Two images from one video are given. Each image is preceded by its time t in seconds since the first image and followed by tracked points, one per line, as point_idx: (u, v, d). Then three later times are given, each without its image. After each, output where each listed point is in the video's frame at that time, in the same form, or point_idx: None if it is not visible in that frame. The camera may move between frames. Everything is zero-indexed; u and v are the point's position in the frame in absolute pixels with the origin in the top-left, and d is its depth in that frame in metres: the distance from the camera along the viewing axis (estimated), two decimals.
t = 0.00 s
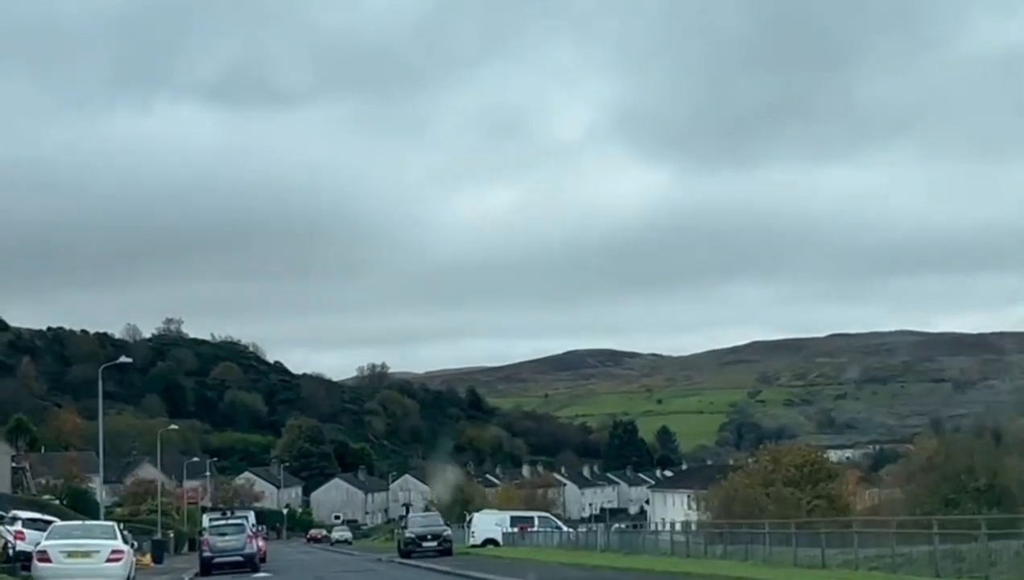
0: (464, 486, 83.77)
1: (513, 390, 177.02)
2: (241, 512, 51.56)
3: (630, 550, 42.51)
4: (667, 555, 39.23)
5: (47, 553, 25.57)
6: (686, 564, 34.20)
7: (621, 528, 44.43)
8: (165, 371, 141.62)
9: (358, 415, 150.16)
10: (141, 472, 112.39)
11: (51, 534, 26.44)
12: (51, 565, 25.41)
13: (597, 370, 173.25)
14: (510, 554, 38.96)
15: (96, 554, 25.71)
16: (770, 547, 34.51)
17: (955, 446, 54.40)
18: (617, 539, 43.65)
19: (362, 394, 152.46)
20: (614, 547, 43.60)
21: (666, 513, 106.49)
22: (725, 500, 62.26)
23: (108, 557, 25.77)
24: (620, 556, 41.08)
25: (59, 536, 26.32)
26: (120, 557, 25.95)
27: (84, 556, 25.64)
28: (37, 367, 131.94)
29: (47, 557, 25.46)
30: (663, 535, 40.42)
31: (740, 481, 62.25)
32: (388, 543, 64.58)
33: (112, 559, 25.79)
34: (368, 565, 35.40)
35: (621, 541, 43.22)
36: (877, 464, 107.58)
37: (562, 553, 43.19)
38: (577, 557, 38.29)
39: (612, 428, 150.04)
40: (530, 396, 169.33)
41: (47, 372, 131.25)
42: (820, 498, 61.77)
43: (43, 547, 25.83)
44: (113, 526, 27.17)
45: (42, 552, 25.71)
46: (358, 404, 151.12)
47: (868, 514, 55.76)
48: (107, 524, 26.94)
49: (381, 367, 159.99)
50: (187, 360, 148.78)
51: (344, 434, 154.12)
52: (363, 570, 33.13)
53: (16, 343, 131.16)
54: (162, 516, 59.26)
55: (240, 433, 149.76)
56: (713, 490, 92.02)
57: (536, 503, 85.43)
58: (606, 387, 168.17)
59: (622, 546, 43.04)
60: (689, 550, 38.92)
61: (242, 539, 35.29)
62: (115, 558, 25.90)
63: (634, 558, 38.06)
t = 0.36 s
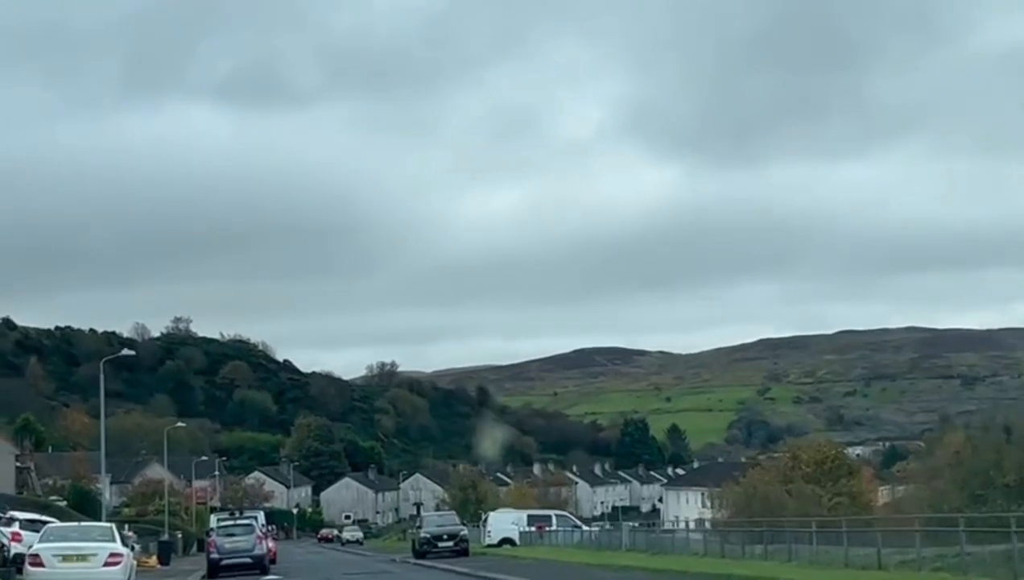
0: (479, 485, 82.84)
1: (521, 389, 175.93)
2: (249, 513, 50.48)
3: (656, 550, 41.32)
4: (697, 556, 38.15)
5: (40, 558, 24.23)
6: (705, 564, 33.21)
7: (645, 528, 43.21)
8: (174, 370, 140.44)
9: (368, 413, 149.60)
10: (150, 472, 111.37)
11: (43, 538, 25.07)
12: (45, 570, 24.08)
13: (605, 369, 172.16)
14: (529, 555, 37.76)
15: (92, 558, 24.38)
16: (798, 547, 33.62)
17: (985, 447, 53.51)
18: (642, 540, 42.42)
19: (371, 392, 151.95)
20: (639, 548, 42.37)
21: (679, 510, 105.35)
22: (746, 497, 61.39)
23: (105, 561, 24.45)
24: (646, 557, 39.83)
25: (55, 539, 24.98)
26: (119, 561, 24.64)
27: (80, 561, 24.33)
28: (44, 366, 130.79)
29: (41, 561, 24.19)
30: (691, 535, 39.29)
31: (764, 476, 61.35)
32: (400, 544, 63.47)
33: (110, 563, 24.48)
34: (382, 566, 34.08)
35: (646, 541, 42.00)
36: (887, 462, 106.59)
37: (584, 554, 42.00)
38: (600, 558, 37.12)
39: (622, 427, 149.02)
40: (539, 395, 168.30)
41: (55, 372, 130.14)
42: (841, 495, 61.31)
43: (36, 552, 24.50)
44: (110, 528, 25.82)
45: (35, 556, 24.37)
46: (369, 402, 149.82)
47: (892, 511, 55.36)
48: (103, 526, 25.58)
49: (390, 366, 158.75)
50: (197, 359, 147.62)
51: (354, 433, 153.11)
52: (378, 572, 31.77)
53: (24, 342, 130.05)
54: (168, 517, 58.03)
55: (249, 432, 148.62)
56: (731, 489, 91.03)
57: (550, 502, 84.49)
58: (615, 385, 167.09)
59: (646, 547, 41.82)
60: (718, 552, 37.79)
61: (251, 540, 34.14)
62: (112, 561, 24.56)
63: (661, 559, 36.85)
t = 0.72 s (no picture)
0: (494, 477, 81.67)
1: (532, 382, 174.66)
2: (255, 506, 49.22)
3: (682, 544, 39.71)
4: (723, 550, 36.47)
5: (24, 554, 22.01)
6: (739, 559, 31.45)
7: (670, 521, 41.58)
8: (183, 363, 139.19)
9: (379, 405, 150.06)
10: (158, 466, 110.21)
11: (29, 535, 22.88)
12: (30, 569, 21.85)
13: (614, 362, 170.89)
14: (549, 549, 36.09)
15: (83, 556, 22.16)
16: (841, 540, 31.81)
17: (1012, 438, 52.23)
18: (668, 533, 40.74)
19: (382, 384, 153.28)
20: (664, 541, 40.72)
21: (694, 503, 104.02)
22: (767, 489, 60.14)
23: (97, 559, 22.22)
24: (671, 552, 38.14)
25: (42, 535, 22.82)
26: (113, 558, 22.43)
27: (70, 558, 22.12)
28: (53, 359, 129.60)
29: (26, 559, 21.96)
30: (718, 527, 37.62)
31: (787, 468, 60.00)
32: (411, 538, 62.19)
33: (102, 560, 22.25)
34: (397, 561, 32.53)
35: (673, 533, 40.37)
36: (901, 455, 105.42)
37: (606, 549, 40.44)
38: (622, 551, 35.42)
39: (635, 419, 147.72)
40: (549, 388, 167.16)
41: (63, 365, 128.94)
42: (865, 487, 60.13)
43: (20, 549, 22.29)
44: (103, 521, 23.63)
45: (19, 554, 22.17)
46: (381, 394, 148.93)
47: (917, 504, 54.21)
48: (96, 521, 23.40)
49: (401, 359, 157.46)
50: (206, 351, 146.49)
51: (364, 426, 151.96)
52: (394, 566, 30.19)
53: (32, 336, 128.93)
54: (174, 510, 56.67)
55: (259, 425, 147.36)
56: (747, 481, 89.89)
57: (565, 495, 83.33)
58: (625, 379, 165.84)
59: (673, 538, 40.16)
60: (746, 546, 36.06)
61: (259, 534, 33.05)
62: (106, 559, 22.33)
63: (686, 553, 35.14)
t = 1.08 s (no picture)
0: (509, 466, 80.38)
1: (544, 371, 173.31)
2: (265, 495, 47.87)
3: (718, 534, 38.10)
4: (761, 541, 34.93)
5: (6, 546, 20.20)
6: (773, 550, 29.89)
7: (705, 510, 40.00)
8: (194, 351, 137.98)
9: (392, 393, 148.83)
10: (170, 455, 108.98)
11: (13, 525, 21.10)
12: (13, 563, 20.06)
13: (627, 350, 169.47)
14: (574, 539, 34.61)
15: (71, 549, 20.37)
16: (892, 529, 30.01)
17: None
18: (703, 522, 39.19)
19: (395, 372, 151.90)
20: (701, 531, 39.15)
21: (712, 493, 102.66)
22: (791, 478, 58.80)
23: (87, 553, 20.44)
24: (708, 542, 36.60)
25: (26, 525, 21.03)
26: (104, 551, 20.65)
27: (56, 552, 20.34)
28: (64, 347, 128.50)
29: (8, 552, 20.15)
30: (755, 516, 36.01)
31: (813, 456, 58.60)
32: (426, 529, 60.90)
33: (92, 555, 20.46)
34: (420, 553, 31.05)
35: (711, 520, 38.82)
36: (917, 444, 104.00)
37: (636, 539, 38.97)
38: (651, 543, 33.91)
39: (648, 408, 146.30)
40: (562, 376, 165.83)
41: (74, 353, 127.70)
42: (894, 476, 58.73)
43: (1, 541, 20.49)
44: (94, 512, 21.84)
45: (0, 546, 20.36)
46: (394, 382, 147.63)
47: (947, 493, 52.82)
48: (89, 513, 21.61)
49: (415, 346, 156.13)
50: (218, 338, 145.18)
51: (377, 414, 150.73)
52: (415, 557, 28.70)
53: (43, 324, 127.67)
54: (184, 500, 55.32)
55: (272, 413, 146.10)
56: (763, 470, 88.59)
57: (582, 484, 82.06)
58: (638, 367, 164.46)
59: (710, 527, 38.60)
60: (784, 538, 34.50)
61: (270, 524, 31.64)
62: (97, 553, 20.56)
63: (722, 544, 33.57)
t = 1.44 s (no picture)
0: (522, 454, 79.24)
1: (555, 360, 172.10)
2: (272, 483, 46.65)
3: (749, 523, 36.69)
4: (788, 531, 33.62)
5: None
6: (797, 541, 28.54)
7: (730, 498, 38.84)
8: (204, 338, 136.91)
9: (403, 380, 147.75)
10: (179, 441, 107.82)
11: None
12: None
13: (637, 338, 168.19)
14: (592, 528, 33.32)
15: (50, 540, 17.64)
16: (933, 520, 28.41)
17: None
18: (730, 511, 37.91)
19: (406, 359, 150.89)
20: (727, 520, 37.91)
21: (729, 482, 101.44)
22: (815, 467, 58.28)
23: (67, 544, 17.68)
24: (733, 530, 35.36)
25: None
26: (89, 544, 17.92)
27: (31, 544, 17.59)
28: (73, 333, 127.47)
29: None
30: (781, 506, 34.76)
31: (838, 443, 58.14)
32: (436, 518, 59.72)
33: (74, 547, 17.73)
34: (434, 543, 29.69)
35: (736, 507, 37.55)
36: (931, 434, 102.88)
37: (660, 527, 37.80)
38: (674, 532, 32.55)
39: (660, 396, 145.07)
40: (573, 364, 164.68)
41: (83, 338, 126.62)
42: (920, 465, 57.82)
43: None
44: (79, 497, 19.04)
45: None
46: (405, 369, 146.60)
47: (974, 483, 52.02)
48: (71, 497, 18.95)
49: (425, 334, 154.98)
50: (227, 324, 144.01)
51: (388, 401, 149.59)
52: (430, 548, 27.29)
53: (51, 309, 126.53)
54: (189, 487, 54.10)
55: (282, 400, 144.95)
56: (781, 459, 87.44)
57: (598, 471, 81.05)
58: (648, 355, 163.24)
59: (735, 515, 37.33)
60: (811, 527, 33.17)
61: (277, 513, 30.34)
62: (80, 545, 17.82)
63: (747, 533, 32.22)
